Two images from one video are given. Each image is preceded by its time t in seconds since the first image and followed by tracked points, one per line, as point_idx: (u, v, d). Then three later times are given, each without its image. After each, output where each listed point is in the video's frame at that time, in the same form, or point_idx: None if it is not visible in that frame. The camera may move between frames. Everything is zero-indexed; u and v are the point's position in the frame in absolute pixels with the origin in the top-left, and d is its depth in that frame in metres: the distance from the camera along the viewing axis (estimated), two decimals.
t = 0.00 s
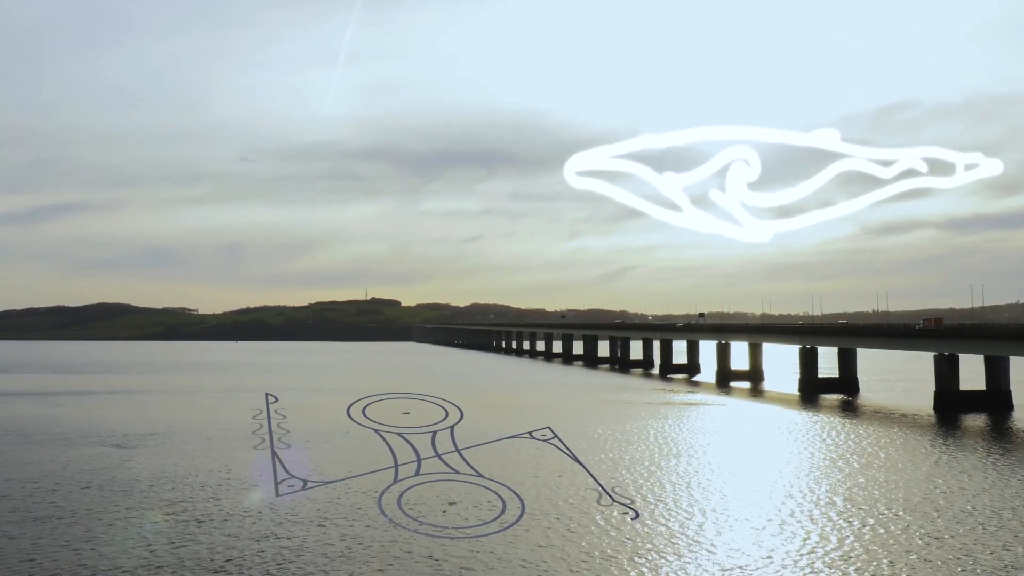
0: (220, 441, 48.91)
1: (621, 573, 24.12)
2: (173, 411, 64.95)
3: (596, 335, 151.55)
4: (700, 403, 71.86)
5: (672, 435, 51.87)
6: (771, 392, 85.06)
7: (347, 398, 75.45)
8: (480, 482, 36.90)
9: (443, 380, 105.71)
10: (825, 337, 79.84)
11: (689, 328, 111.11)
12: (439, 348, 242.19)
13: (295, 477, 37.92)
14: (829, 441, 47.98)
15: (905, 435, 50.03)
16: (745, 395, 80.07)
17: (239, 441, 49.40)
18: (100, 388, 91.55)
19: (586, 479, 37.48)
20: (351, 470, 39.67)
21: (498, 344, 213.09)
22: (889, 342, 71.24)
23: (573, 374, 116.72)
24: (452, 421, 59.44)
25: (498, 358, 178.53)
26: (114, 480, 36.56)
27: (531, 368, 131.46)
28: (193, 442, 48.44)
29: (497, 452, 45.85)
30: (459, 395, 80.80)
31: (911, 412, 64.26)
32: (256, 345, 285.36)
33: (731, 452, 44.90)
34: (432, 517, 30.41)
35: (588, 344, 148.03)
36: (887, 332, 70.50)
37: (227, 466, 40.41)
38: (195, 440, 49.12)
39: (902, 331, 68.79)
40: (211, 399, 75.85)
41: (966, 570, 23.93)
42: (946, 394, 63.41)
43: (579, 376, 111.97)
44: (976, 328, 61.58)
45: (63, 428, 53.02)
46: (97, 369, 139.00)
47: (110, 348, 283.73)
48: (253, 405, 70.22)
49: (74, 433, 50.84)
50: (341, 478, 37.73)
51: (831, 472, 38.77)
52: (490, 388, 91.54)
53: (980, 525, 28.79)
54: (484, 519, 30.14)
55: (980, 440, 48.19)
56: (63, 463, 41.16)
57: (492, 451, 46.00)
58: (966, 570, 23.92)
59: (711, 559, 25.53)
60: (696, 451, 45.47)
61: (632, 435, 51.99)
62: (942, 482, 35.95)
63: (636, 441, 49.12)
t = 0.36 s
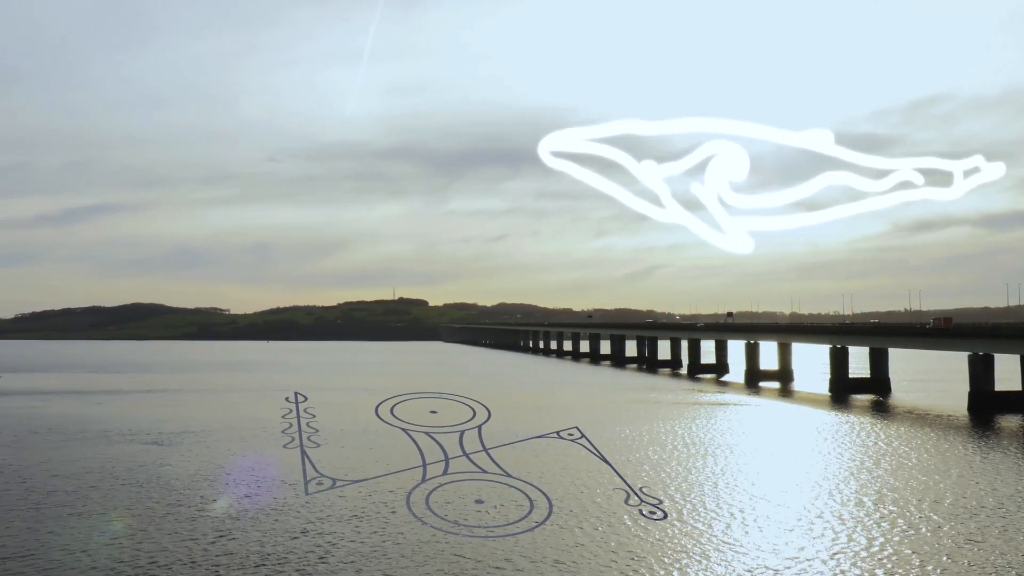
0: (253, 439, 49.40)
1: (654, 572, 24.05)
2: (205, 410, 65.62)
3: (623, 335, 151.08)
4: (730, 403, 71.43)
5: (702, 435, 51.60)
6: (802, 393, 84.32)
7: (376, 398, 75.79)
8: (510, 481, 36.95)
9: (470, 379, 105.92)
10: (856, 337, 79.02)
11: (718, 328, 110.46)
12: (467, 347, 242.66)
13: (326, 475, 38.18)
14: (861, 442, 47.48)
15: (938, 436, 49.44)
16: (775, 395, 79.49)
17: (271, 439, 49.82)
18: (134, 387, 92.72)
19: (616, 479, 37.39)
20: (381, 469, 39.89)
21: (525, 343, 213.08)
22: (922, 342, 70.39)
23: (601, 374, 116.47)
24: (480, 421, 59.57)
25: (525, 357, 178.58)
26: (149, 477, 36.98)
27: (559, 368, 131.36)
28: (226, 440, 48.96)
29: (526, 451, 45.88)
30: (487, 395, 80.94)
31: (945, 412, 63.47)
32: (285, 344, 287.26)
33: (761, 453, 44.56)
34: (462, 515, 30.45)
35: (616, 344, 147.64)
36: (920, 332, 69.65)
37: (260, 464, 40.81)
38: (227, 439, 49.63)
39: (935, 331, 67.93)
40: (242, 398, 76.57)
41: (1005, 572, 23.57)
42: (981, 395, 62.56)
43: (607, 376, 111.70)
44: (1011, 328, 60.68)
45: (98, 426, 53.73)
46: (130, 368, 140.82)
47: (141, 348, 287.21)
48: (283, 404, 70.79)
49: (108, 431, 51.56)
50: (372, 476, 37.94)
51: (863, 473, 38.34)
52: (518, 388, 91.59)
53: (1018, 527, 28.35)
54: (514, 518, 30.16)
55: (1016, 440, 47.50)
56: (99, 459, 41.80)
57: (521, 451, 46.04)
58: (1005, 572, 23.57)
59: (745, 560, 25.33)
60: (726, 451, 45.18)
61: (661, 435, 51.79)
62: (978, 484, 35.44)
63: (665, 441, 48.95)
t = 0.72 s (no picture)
0: (284, 438, 50.05)
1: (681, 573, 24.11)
2: (237, 408, 66.47)
3: (652, 334, 150.61)
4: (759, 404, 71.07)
5: (731, 435, 51.45)
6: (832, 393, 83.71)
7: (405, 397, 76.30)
8: (538, 480, 37.12)
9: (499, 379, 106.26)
10: (887, 337, 78.31)
11: (747, 327, 109.83)
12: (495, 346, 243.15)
13: (355, 474, 38.62)
14: (893, 443, 47.08)
15: (971, 437, 48.93)
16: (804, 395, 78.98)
17: (302, 438, 50.41)
18: (167, 386, 93.95)
19: (643, 479, 37.46)
20: (410, 468, 40.28)
21: (553, 343, 213.20)
22: (953, 343, 69.64)
23: (629, 374, 116.27)
24: (509, 420, 59.83)
25: (553, 357, 178.67)
26: (179, 476, 37.49)
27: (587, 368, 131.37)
28: (258, 439, 49.63)
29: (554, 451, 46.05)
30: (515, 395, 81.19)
31: (979, 413, 62.75)
32: (314, 344, 289.02)
33: (791, 453, 44.36)
34: (490, 515, 30.67)
35: (645, 343, 147.23)
36: (952, 333, 68.91)
37: (289, 463, 41.25)
38: (258, 437, 50.30)
39: (967, 331, 67.17)
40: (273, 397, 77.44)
41: None
42: (1015, 395, 61.80)
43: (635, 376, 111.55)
44: None
45: (131, 425, 54.55)
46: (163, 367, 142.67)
47: (173, 348, 290.11)
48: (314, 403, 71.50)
49: (142, 429, 52.44)
50: (401, 475, 38.34)
51: (895, 474, 37.99)
52: (546, 387, 91.76)
53: None
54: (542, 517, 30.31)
55: None
56: (134, 457, 42.57)
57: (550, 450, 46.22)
58: None
59: (774, 562, 25.25)
60: (756, 452, 45.02)
61: (689, 435, 51.72)
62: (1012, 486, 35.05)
63: (693, 442, 48.91)
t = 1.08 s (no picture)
0: (315, 437, 50.63)
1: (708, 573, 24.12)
2: (269, 407, 67.28)
3: (681, 334, 150.02)
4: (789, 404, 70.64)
5: (761, 435, 51.25)
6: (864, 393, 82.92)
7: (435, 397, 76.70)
8: (566, 480, 37.25)
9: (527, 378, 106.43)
10: (920, 337, 77.48)
11: (777, 327, 109.08)
12: (524, 347, 243.38)
13: (385, 473, 38.98)
14: (926, 444, 46.57)
15: (1005, 438, 48.33)
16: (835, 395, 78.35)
17: (333, 437, 50.93)
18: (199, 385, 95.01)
19: (673, 480, 37.44)
20: (439, 467, 40.58)
21: (582, 343, 212.91)
22: (987, 342, 68.78)
23: (658, 374, 115.99)
24: (537, 420, 60.02)
25: (582, 357, 178.46)
26: (214, 474, 38.07)
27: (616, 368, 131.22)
28: (290, 437, 50.27)
29: (583, 451, 46.17)
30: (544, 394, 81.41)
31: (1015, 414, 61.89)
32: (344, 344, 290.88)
33: (823, 454, 44.10)
34: (518, 514, 30.84)
35: (674, 343, 146.65)
36: (986, 332, 68.05)
37: (320, 462, 41.74)
38: (291, 436, 50.90)
39: (1001, 330, 66.32)
40: (304, 397, 78.20)
41: None
42: None
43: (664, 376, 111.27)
44: None
45: (165, 424, 55.26)
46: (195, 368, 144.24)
47: (205, 348, 293.30)
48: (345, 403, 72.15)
49: (177, 428, 53.26)
50: (430, 474, 38.64)
51: (928, 475, 37.63)
52: (574, 387, 91.82)
53: None
54: (571, 517, 30.41)
55: None
56: (170, 456, 43.27)
57: (579, 450, 46.32)
58: None
59: (806, 563, 25.10)
60: (787, 452, 44.79)
61: (719, 435, 51.60)
62: None
63: (724, 442, 48.79)
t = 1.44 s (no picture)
0: (347, 435, 51.18)
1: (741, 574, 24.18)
2: (302, 406, 68.02)
3: (712, 334, 149.22)
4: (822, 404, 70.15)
5: (793, 436, 51.02)
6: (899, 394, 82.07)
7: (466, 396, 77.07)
8: (598, 480, 37.36)
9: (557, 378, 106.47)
10: (955, 336, 76.59)
11: (810, 327, 108.22)
12: (554, 347, 243.17)
13: (417, 472, 39.34)
14: (962, 445, 46.07)
15: None
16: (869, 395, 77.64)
17: (366, 435, 51.44)
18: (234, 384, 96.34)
19: (705, 480, 37.43)
20: (470, 466, 40.87)
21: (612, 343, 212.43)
22: None
23: (689, 374, 115.54)
24: (568, 420, 60.16)
25: (613, 356, 178.14)
26: (249, 471, 38.64)
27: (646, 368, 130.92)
28: (323, 436, 50.83)
29: (614, 450, 46.24)
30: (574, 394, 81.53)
31: None
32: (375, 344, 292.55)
33: (856, 454, 43.87)
34: (549, 513, 31.05)
35: (705, 343, 145.91)
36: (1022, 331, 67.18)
37: (353, 460, 42.19)
38: (324, 435, 51.45)
39: None
40: (336, 396, 78.95)
41: None
42: None
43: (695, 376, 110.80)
44: None
45: (201, 422, 56.25)
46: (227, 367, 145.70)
47: (238, 347, 296.46)
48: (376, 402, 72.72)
49: (213, 426, 54.06)
50: (462, 473, 38.95)
51: (964, 476, 37.31)
52: (605, 387, 91.78)
53: None
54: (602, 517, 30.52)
55: None
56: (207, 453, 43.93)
57: (610, 450, 46.40)
58: None
59: (839, 565, 25.07)
60: (820, 453, 44.59)
61: (750, 436, 51.41)
62: None
63: (756, 443, 48.65)
